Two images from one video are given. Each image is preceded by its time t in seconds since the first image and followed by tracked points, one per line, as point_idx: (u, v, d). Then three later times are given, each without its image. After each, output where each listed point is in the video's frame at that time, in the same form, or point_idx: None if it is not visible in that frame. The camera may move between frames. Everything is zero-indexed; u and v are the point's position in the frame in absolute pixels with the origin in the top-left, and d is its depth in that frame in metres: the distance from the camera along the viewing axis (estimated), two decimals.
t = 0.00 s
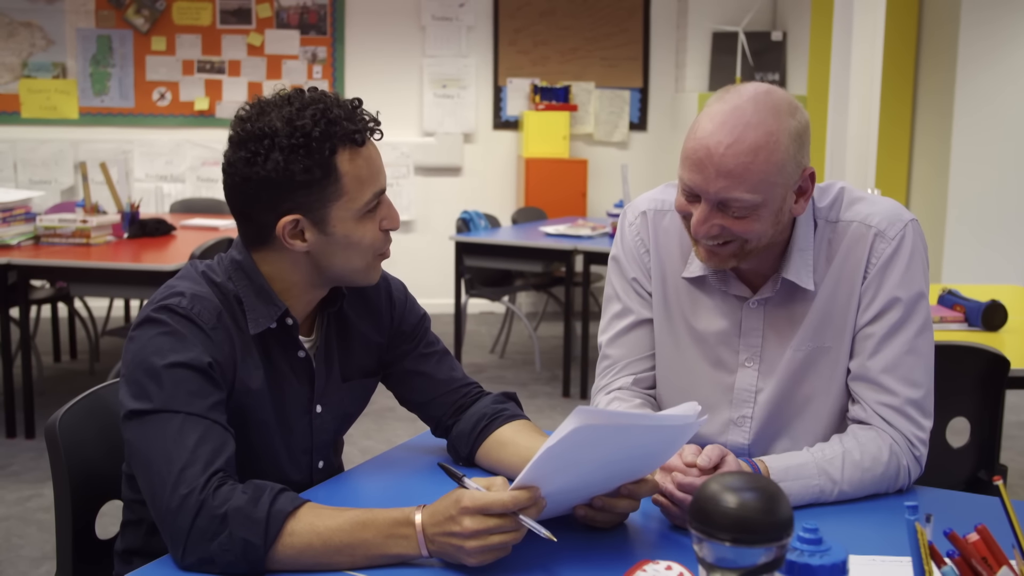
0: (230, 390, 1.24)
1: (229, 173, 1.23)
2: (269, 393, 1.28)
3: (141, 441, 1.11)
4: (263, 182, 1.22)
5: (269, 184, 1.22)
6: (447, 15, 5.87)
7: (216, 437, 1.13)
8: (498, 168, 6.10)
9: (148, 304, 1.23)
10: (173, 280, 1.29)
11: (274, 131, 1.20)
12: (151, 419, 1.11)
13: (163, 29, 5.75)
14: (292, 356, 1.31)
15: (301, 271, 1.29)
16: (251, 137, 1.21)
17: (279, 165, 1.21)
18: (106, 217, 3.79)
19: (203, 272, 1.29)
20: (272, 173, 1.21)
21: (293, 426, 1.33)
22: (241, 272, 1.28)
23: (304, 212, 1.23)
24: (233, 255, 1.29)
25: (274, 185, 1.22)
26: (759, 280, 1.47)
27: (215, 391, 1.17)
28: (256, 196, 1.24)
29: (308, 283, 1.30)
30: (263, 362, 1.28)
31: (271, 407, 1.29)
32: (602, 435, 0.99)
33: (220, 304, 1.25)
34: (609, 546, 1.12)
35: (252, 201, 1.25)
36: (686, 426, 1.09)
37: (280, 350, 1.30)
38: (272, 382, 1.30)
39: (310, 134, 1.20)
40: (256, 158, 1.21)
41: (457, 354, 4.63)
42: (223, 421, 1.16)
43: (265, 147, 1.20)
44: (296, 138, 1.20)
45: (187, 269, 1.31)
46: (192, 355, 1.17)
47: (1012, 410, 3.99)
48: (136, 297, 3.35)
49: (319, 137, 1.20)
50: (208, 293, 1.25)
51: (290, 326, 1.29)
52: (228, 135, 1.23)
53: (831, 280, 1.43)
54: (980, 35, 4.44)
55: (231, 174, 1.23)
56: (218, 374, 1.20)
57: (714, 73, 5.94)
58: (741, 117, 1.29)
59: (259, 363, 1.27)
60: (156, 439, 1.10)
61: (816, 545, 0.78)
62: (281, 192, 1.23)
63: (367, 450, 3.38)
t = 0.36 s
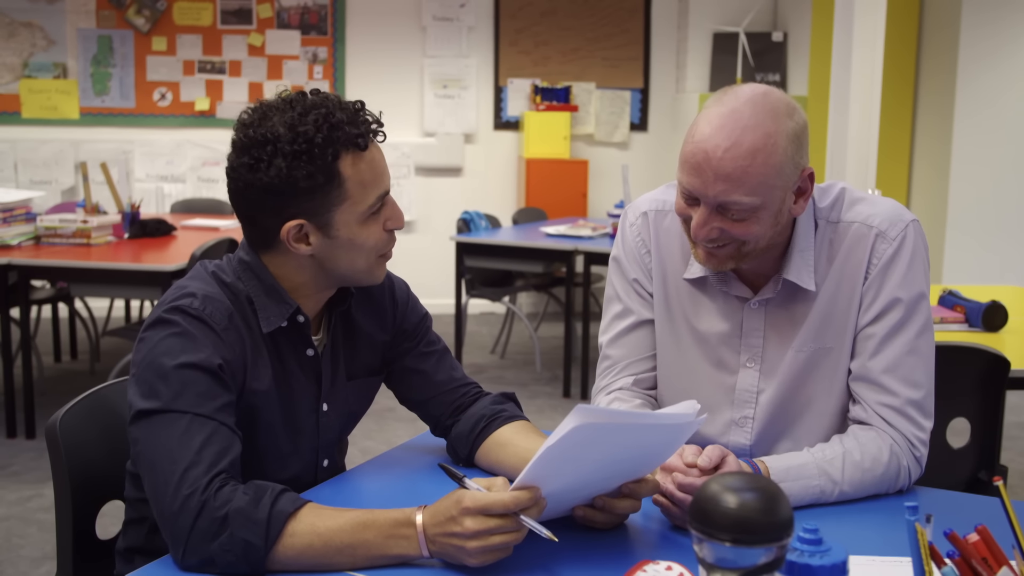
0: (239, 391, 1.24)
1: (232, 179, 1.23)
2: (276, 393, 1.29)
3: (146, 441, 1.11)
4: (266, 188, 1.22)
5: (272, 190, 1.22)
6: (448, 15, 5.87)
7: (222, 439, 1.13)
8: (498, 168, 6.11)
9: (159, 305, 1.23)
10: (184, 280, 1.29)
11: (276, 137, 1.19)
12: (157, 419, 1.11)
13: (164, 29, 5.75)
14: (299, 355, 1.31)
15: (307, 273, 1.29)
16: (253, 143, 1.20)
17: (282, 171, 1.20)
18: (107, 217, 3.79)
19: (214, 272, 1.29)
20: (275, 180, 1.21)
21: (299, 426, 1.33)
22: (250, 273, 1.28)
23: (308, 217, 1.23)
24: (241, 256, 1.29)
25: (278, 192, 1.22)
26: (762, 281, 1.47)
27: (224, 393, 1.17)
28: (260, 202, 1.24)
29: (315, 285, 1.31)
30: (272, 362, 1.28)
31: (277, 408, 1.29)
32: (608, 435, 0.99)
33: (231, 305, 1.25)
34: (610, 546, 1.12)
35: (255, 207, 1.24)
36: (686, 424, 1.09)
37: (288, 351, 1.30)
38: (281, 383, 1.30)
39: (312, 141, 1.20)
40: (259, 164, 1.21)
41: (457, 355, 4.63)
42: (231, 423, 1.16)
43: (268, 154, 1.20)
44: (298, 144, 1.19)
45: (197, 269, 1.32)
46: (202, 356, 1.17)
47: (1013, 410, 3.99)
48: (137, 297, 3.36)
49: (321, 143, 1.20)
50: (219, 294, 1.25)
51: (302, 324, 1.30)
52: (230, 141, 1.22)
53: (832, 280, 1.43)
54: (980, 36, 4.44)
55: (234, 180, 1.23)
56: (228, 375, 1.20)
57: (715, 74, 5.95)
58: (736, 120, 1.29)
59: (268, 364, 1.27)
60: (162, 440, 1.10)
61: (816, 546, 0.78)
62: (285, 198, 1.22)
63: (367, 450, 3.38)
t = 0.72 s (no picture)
0: (240, 391, 1.24)
1: (240, 173, 1.23)
2: (277, 393, 1.28)
3: (146, 440, 1.11)
4: (273, 184, 1.22)
5: (278, 186, 1.22)
6: (448, 15, 5.87)
7: (223, 439, 1.13)
8: (498, 168, 6.10)
9: (160, 304, 1.23)
10: (185, 279, 1.29)
11: (286, 134, 1.20)
12: (158, 418, 1.11)
13: (163, 29, 5.75)
14: (300, 356, 1.31)
15: (307, 273, 1.29)
16: (263, 138, 1.21)
17: (289, 168, 1.21)
18: (107, 217, 3.79)
19: (215, 271, 1.29)
20: (282, 177, 1.21)
21: (300, 426, 1.33)
22: (252, 272, 1.28)
23: (311, 216, 1.23)
24: (243, 254, 1.29)
25: (284, 188, 1.22)
26: (762, 280, 1.47)
27: (225, 392, 1.17)
28: (265, 197, 1.24)
29: (316, 286, 1.30)
30: (273, 362, 1.28)
31: (278, 408, 1.29)
32: (608, 434, 0.99)
33: (233, 304, 1.25)
34: (610, 546, 1.12)
35: (260, 201, 1.24)
36: (685, 422, 1.09)
37: (290, 351, 1.30)
38: (281, 382, 1.30)
39: (321, 140, 1.20)
40: (266, 160, 1.21)
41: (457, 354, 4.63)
42: (231, 423, 1.16)
43: (276, 150, 1.20)
44: (307, 143, 1.20)
45: (199, 268, 1.32)
46: (204, 355, 1.17)
47: (1013, 410, 3.99)
48: (138, 297, 3.36)
49: (330, 143, 1.20)
50: (221, 293, 1.25)
51: (302, 325, 1.30)
52: (241, 135, 1.23)
53: (831, 280, 1.43)
54: (980, 36, 4.44)
55: (242, 173, 1.23)
56: (229, 375, 1.20)
57: (715, 74, 5.94)
58: (738, 117, 1.29)
59: (269, 364, 1.27)
60: (162, 439, 1.10)
61: (816, 545, 0.78)
62: (290, 195, 1.22)
63: (367, 449, 3.38)
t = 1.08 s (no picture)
0: (238, 388, 1.24)
1: (241, 155, 1.25)
2: (276, 390, 1.28)
3: (145, 437, 1.11)
4: (267, 169, 1.23)
5: (271, 174, 1.23)
6: (447, 12, 5.86)
7: (221, 436, 1.13)
8: (498, 166, 6.10)
9: (159, 300, 1.23)
10: (184, 276, 1.29)
11: (287, 123, 1.21)
12: (156, 415, 1.12)
13: (162, 27, 5.74)
14: (298, 354, 1.31)
15: (288, 264, 1.29)
16: (265, 123, 1.22)
17: (281, 157, 1.21)
18: (106, 215, 3.79)
19: (214, 268, 1.29)
20: (274, 164, 1.22)
21: (300, 424, 1.33)
22: (252, 269, 1.28)
23: (296, 209, 1.23)
24: (243, 251, 1.29)
25: (278, 177, 1.23)
26: (762, 277, 1.47)
27: (222, 389, 1.17)
28: (260, 183, 1.25)
29: (301, 283, 1.30)
30: (271, 358, 1.28)
31: (277, 406, 1.29)
32: (606, 431, 0.99)
33: (230, 301, 1.25)
34: (610, 543, 1.12)
35: (255, 186, 1.26)
36: (683, 417, 1.09)
37: (287, 348, 1.30)
38: (279, 379, 1.30)
39: (317, 135, 1.20)
40: (264, 145, 1.22)
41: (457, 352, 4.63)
42: (229, 420, 1.16)
43: (274, 137, 1.22)
44: (303, 135, 1.20)
45: (198, 264, 1.32)
46: (201, 352, 1.17)
47: (1012, 407, 3.99)
48: (137, 295, 3.36)
49: (324, 139, 1.19)
50: (218, 290, 1.25)
51: (298, 325, 1.29)
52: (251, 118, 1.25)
53: (831, 277, 1.43)
54: (981, 33, 4.44)
55: (243, 156, 1.26)
56: (226, 372, 1.20)
57: (714, 71, 5.93)
58: (733, 118, 1.29)
59: (267, 360, 1.27)
60: (161, 436, 1.10)
61: (816, 542, 0.78)
62: (282, 185, 1.23)
63: (366, 448, 3.38)
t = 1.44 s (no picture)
0: (228, 384, 1.24)
1: (230, 157, 1.24)
2: (267, 385, 1.28)
3: (139, 435, 1.11)
4: (260, 168, 1.22)
5: (266, 171, 1.23)
6: (446, 9, 5.85)
7: (213, 432, 1.13)
8: (497, 163, 6.10)
9: (146, 298, 1.23)
10: (171, 274, 1.29)
11: (275, 119, 1.20)
12: (149, 413, 1.12)
13: (161, 25, 5.74)
14: (289, 348, 1.31)
15: (290, 259, 1.29)
16: (252, 122, 1.21)
17: (275, 153, 1.21)
18: (105, 213, 3.79)
19: (202, 265, 1.29)
20: (269, 162, 1.21)
21: (295, 419, 1.33)
22: (241, 264, 1.28)
23: (296, 203, 1.22)
24: (234, 246, 1.29)
25: (272, 174, 1.22)
26: (758, 273, 1.47)
27: (212, 385, 1.17)
28: (254, 183, 1.24)
29: (300, 274, 1.30)
30: (261, 354, 1.28)
31: (268, 402, 1.29)
32: (599, 426, 0.99)
33: (218, 298, 1.25)
34: (608, 539, 1.12)
35: (249, 186, 1.25)
36: (679, 410, 1.09)
37: (278, 343, 1.30)
38: (270, 374, 1.29)
39: (309, 127, 1.20)
40: (255, 144, 1.21)
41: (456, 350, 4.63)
42: (221, 415, 1.16)
43: (264, 134, 1.21)
44: (295, 129, 1.20)
45: (185, 262, 1.31)
46: (189, 349, 1.16)
47: (1012, 404, 3.99)
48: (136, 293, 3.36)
49: (317, 130, 1.19)
50: (206, 286, 1.25)
51: (287, 320, 1.29)
52: (233, 119, 1.23)
53: (829, 273, 1.43)
54: (980, 29, 4.43)
55: (232, 158, 1.24)
56: (216, 368, 1.20)
57: (713, 68, 5.93)
58: (729, 112, 1.28)
59: (256, 355, 1.27)
60: (154, 434, 1.10)
61: (815, 537, 0.78)
62: (277, 182, 1.23)
63: (366, 445, 3.38)
